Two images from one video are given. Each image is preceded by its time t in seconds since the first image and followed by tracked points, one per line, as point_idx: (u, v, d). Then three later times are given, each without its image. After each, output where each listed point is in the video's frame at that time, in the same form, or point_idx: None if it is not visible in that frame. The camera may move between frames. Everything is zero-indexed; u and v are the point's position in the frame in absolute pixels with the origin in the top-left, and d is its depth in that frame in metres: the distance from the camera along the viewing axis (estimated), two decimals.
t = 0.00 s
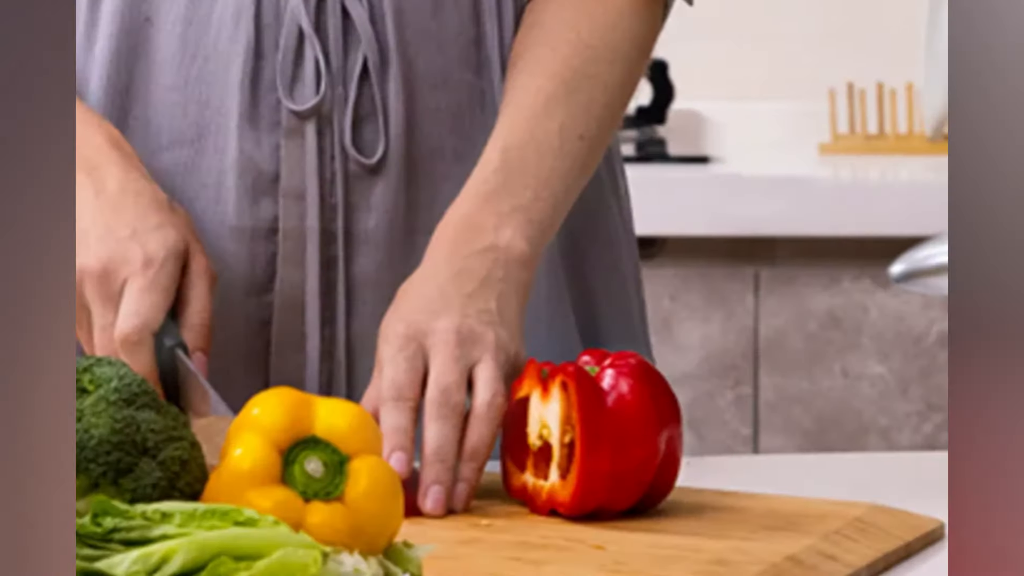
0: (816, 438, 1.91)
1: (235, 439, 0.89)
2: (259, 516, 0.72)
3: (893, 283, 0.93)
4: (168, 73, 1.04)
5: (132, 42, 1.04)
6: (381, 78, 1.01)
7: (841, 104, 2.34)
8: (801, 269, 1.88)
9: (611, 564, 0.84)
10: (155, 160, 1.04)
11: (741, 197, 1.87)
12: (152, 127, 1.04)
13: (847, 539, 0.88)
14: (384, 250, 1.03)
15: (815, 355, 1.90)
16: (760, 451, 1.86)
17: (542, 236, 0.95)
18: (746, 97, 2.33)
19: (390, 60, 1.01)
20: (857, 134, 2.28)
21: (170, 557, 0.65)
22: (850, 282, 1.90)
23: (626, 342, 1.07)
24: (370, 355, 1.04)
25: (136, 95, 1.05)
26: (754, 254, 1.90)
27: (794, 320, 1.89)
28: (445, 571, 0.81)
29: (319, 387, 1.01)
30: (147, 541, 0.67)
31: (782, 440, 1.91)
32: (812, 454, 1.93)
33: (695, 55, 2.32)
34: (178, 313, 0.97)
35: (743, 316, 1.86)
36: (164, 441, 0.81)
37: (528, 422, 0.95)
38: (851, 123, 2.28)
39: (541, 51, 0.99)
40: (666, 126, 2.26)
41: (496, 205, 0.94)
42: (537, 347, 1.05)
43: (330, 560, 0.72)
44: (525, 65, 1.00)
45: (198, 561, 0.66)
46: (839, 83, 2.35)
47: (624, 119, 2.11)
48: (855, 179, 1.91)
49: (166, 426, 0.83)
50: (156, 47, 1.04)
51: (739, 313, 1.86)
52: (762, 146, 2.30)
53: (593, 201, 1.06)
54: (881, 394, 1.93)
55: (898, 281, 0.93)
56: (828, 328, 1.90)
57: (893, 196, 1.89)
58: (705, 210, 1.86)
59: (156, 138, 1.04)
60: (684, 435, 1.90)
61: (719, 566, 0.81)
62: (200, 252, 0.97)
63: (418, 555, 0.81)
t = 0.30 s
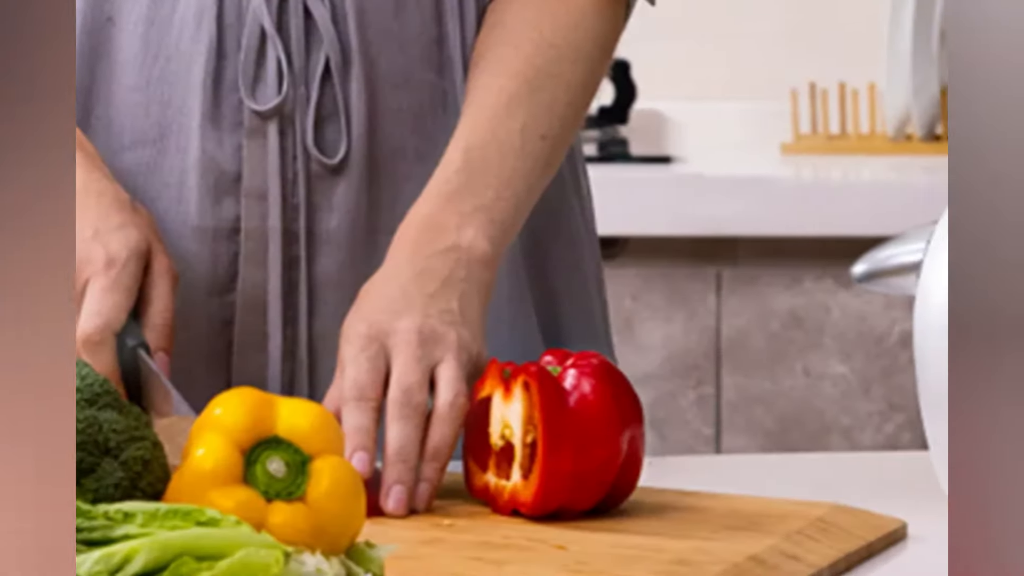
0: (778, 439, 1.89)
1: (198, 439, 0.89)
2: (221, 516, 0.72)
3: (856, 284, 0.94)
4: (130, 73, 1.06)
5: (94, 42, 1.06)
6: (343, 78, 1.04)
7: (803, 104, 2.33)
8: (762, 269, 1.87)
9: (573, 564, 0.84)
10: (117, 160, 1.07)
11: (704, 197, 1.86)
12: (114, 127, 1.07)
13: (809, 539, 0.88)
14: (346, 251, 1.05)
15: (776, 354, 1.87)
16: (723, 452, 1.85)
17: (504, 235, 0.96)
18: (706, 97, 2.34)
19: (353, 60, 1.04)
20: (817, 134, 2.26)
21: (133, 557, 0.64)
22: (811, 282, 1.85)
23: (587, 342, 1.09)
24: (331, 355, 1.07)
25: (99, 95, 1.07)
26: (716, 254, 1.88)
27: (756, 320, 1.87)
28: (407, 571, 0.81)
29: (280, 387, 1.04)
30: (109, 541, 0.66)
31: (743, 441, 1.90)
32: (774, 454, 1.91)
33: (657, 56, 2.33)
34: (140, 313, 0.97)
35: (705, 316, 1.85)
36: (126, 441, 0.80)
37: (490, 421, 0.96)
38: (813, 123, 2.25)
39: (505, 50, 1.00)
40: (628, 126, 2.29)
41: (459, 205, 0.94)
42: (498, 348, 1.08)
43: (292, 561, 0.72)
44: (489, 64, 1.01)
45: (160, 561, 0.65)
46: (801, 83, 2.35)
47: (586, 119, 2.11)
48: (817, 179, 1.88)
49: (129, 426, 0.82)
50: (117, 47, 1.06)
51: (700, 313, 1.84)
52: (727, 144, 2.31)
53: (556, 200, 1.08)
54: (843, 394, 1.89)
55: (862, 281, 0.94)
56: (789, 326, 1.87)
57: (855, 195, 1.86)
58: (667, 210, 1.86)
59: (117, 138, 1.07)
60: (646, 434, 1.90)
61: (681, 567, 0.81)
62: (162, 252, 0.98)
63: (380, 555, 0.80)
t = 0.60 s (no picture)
0: (739, 438, 1.90)
1: (160, 439, 0.89)
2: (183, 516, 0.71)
3: (818, 283, 0.93)
4: (93, 73, 1.10)
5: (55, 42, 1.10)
6: (305, 78, 1.07)
7: (765, 103, 2.34)
8: (723, 269, 1.87)
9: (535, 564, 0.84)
10: (80, 160, 1.11)
11: (666, 197, 1.85)
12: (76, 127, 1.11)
13: (771, 539, 0.88)
14: (309, 251, 1.09)
15: (738, 355, 1.88)
16: (684, 453, 1.86)
17: (466, 235, 0.97)
18: (667, 99, 2.36)
19: (315, 60, 1.07)
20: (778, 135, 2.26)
21: (95, 557, 0.64)
22: (773, 283, 1.86)
23: (548, 341, 1.11)
24: (294, 355, 1.10)
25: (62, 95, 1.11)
26: (678, 254, 1.87)
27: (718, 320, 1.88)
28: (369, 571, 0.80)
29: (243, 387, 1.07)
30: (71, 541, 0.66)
31: (705, 441, 1.91)
32: (737, 455, 1.93)
33: (619, 56, 2.36)
34: (102, 312, 0.98)
35: (668, 316, 1.86)
36: (88, 441, 0.78)
37: (452, 422, 0.96)
38: (775, 123, 2.25)
39: (467, 51, 1.01)
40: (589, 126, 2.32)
41: (421, 205, 0.95)
42: (461, 348, 1.11)
43: (255, 561, 0.71)
44: (450, 64, 1.03)
45: (123, 561, 0.65)
46: (763, 83, 2.36)
47: (548, 119, 2.13)
48: (779, 180, 1.87)
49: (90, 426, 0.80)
50: (79, 47, 1.10)
51: (662, 313, 1.85)
52: (684, 144, 2.31)
53: (517, 201, 1.11)
54: (805, 393, 1.89)
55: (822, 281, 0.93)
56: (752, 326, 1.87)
57: (816, 196, 1.84)
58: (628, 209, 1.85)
59: (81, 137, 1.11)
60: (609, 434, 1.91)
61: (642, 566, 0.81)
62: (125, 251, 0.98)
63: (343, 555, 0.80)
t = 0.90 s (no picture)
0: (701, 438, 1.93)
1: (121, 439, 0.89)
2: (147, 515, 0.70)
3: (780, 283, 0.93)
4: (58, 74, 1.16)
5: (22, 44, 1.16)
6: (268, 78, 1.12)
7: (728, 103, 2.41)
8: (686, 269, 1.90)
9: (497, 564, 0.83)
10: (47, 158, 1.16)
11: (629, 198, 1.87)
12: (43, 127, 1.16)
13: (733, 538, 0.87)
14: (270, 251, 1.13)
15: (700, 355, 1.92)
16: (645, 452, 1.90)
17: (428, 235, 0.98)
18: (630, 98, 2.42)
19: (276, 60, 1.11)
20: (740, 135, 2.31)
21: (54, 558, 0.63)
22: (734, 283, 1.90)
23: (510, 341, 1.18)
24: (257, 356, 1.15)
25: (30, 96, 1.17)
26: (640, 254, 1.91)
27: (681, 320, 1.91)
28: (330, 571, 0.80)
29: (205, 386, 1.12)
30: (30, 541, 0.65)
31: (667, 440, 1.95)
32: (700, 454, 1.96)
33: (582, 56, 2.42)
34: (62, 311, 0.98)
35: (629, 316, 1.89)
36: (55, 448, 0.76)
37: (414, 422, 0.97)
38: (736, 123, 2.28)
39: (429, 52, 1.05)
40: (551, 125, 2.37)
41: (384, 205, 0.97)
42: (423, 348, 1.17)
43: (218, 560, 0.69)
44: (413, 65, 1.06)
45: (82, 562, 0.64)
46: (724, 83, 2.41)
47: (511, 119, 2.17)
48: (740, 179, 1.88)
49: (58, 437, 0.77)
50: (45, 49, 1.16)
51: (624, 313, 1.89)
52: (645, 144, 2.37)
53: (479, 201, 1.17)
54: (767, 394, 1.92)
55: (784, 281, 0.93)
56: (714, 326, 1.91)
57: (778, 196, 1.85)
58: (589, 210, 1.87)
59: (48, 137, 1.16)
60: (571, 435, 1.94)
61: (604, 567, 0.81)
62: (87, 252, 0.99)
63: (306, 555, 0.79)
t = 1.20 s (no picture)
0: (663, 438, 2.03)
1: (84, 439, 0.89)
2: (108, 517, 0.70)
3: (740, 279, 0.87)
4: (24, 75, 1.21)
5: None
6: (230, 78, 1.17)
7: (689, 103, 2.57)
8: (648, 269, 2.01)
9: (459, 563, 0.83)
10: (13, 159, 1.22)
11: (589, 197, 1.97)
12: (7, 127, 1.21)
13: (695, 539, 0.86)
14: (232, 251, 1.17)
15: (662, 355, 2.02)
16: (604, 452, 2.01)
17: (390, 236, 0.99)
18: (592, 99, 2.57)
19: (239, 60, 1.17)
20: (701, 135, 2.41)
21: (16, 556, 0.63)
22: (696, 282, 2.00)
23: (472, 340, 1.29)
24: (217, 356, 1.19)
25: None
26: (602, 254, 2.02)
27: (643, 320, 2.02)
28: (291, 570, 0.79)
29: (166, 386, 1.16)
30: None
31: (629, 440, 2.05)
32: (662, 453, 2.06)
33: (544, 56, 2.58)
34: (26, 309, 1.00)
35: (592, 316, 2.00)
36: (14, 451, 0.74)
37: (377, 422, 0.98)
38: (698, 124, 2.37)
39: (391, 52, 1.06)
40: (515, 125, 2.52)
41: (345, 205, 0.97)
42: (387, 347, 1.28)
43: (182, 561, 0.68)
44: (375, 65, 1.07)
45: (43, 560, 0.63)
46: (688, 82, 2.57)
47: (474, 120, 2.30)
48: (702, 179, 1.96)
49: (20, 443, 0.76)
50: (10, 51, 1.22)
51: (587, 313, 2.00)
52: (608, 144, 2.52)
53: (442, 202, 1.28)
54: (729, 394, 2.03)
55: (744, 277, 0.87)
56: (675, 326, 2.02)
57: (740, 196, 1.94)
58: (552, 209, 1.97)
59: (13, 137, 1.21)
60: (535, 434, 2.07)
61: (566, 567, 0.80)
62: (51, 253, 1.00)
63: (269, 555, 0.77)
